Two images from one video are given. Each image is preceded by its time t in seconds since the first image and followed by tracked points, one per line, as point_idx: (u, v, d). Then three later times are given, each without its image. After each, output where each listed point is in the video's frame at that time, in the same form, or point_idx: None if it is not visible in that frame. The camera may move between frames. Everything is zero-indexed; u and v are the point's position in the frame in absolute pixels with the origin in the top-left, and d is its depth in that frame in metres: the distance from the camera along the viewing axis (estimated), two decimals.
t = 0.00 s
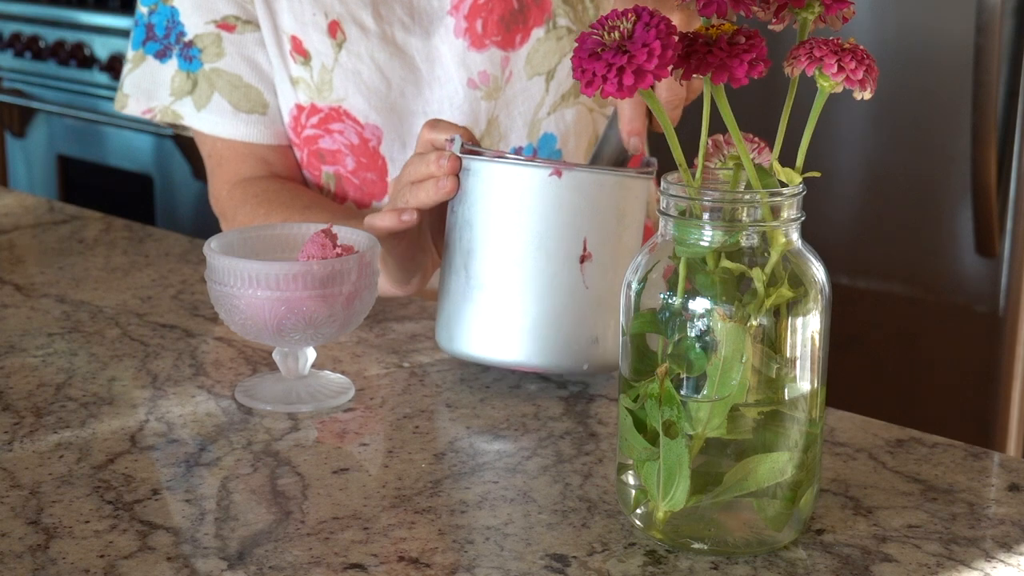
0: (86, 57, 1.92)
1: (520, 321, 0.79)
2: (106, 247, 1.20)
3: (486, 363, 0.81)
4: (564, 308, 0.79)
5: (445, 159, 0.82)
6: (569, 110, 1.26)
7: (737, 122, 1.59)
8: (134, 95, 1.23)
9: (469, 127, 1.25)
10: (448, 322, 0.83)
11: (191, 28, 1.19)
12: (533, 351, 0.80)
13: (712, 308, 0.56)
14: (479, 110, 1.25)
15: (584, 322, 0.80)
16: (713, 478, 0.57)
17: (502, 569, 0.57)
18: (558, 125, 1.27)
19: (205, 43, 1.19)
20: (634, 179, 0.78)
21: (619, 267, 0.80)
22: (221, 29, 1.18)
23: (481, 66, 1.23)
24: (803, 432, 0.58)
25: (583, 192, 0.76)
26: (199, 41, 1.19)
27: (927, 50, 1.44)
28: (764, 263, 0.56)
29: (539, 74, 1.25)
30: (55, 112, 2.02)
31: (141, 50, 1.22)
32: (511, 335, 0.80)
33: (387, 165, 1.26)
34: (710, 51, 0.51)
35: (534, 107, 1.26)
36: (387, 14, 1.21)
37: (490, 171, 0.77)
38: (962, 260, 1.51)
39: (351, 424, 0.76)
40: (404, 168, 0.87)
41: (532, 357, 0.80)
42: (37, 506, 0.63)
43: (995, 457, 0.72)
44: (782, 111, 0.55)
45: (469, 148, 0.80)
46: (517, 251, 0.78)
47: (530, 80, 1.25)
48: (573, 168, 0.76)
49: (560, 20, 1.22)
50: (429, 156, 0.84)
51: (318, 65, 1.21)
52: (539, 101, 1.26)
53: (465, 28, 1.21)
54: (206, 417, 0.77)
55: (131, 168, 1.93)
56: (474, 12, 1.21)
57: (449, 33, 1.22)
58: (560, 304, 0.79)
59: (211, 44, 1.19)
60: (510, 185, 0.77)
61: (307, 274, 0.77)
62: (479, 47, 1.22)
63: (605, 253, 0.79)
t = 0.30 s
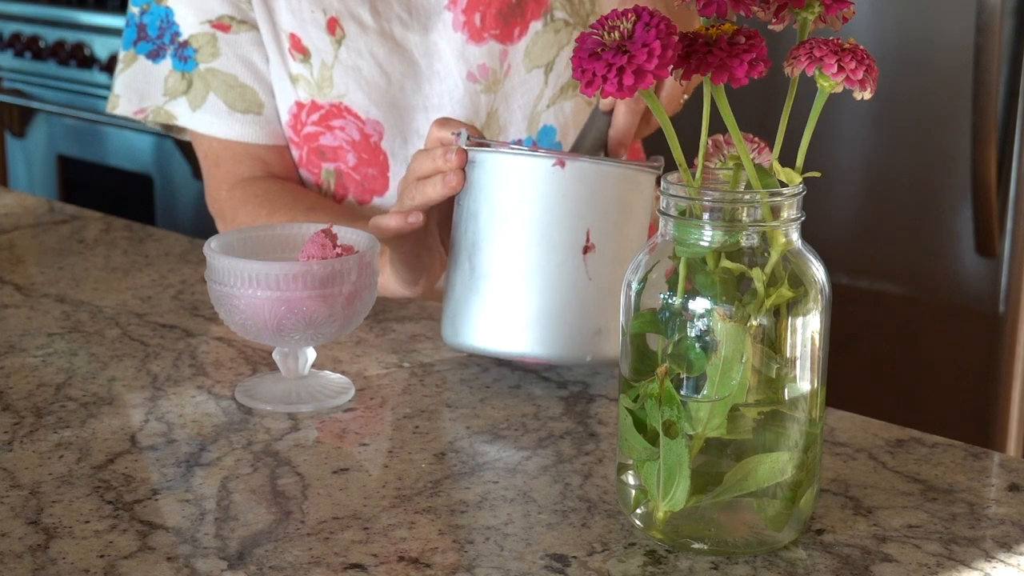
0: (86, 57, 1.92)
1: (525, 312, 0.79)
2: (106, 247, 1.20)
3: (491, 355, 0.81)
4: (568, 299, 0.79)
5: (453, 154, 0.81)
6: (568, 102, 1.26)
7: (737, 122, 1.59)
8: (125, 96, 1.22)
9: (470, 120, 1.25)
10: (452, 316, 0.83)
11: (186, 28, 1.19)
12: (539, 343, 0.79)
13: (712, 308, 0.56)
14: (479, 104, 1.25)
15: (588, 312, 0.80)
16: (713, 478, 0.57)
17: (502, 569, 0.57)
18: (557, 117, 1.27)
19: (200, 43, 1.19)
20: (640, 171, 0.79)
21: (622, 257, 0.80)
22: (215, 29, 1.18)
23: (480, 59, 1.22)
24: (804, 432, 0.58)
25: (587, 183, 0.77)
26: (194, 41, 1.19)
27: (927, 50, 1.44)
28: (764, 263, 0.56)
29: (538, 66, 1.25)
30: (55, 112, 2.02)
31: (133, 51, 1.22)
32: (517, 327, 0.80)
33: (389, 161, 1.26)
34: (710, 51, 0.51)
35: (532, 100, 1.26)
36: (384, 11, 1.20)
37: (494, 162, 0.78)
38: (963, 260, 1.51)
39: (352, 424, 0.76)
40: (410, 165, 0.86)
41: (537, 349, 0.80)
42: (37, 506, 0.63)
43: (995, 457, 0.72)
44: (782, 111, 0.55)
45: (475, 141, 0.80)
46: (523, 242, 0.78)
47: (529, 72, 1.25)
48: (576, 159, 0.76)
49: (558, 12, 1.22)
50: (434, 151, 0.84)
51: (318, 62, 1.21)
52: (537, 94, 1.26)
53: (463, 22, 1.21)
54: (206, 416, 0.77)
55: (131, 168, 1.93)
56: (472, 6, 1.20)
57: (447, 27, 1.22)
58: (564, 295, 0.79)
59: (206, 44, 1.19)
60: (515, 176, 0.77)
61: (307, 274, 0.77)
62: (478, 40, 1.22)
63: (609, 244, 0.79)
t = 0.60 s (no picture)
0: (86, 57, 1.92)
1: (527, 321, 0.80)
2: (106, 247, 1.20)
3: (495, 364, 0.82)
4: (569, 305, 0.79)
5: (447, 166, 0.82)
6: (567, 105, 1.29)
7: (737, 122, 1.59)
8: (122, 96, 1.21)
9: (469, 122, 1.27)
10: (456, 326, 0.83)
11: (185, 28, 1.18)
12: (542, 350, 0.80)
13: (712, 308, 0.56)
14: (478, 105, 1.26)
15: (590, 318, 0.80)
16: (713, 478, 0.57)
17: (502, 569, 0.57)
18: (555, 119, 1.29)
19: (199, 43, 1.18)
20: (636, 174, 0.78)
21: (624, 261, 0.80)
22: (214, 30, 1.18)
23: (479, 60, 1.24)
24: (803, 432, 0.58)
25: (582, 190, 0.76)
26: (192, 41, 1.18)
27: (927, 50, 1.44)
28: (764, 263, 0.56)
29: (536, 69, 1.28)
30: (55, 112, 2.02)
31: (131, 51, 1.21)
32: (520, 335, 0.80)
33: (388, 161, 1.26)
34: (710, 51, 0.51)
35: (531, 102, 1.29)
36: (384, 11, 1.20)
37: (489, 173, 0.78)
38: (963, 260, 1.51)
39: (352, 424, 0.76)
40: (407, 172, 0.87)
41: (541, 357, 0.80)
42: (37, 506, 0.63)
43: (995, 457, 0.72)
44: (782, 111, 0.55)
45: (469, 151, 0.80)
46: (521, 252, 0.78)
47: (527, 74, 1.28)
48: (570, 166, 0.75)
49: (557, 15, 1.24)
50: (430, 161, 0.84)
51: (317, 62, 1.21)
52: (536, 96, 1.29)
53: (463, 23, 1.22)
54: (206, 416, 0.77)
55: (131, 168, 1.93)
56: (472, 7, 1.21)
57: (446, 28, 1.23)
58: (565, 302, 0.79)
59: (205, 44, 1.18)
60: (510, 186, 0.77)
61: (307, 274, 0.77)
62: (477, 41, 1.23)
63: (609, 249, 0.79)
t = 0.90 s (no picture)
0: (86, 57, 1.92)
1: (518, 352, 0.78)
2: (106, 247, 1.20)
3: (487, 394, 0.81)
4: (563, 337, 0.78)
5: (439, 188, 0.81)
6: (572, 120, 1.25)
7: (737, 122, 1.59)
8: (129, 95, 1.22)
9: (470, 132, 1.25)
10: (451, 360, 0.82)
11: (191, 27, 1.18)
12: (534, 382, 0.79)
13: (712, 308, 0.56)
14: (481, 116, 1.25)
15: (584, 350, 0.79)
16: (713, 478, 0.57)
17: (502, 569, 0.57)
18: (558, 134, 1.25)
19: (205, 42, 1.18)
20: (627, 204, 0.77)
21: (617, 292, 0.78)
22: (221, 29, 1.18)
23: (483, 71, 1.23)
24: (803, 432, 0.58)
25: (572, 222, 0.75)
26: (198, 40, 1.18)
27: (927, 50, 1.44)
28: (764, 263, 0.56)
29: (542, 82, 1.24)
30: (56, 112, 2.02)
31: (137, 50, 1.21)
32: (511, 367, 0.79)
33: (389, 165, 1.26)
34: (710, 51, 0.51)
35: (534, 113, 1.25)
36: (389, 14, 1.20)
37: (480, 205, 0.77)
38: (963, 260, 1.51)
39: (352, 424, 0.76)
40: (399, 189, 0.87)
41: (533, 388, 0.79)
42: (37, 506, 0.63)
43: (995, 457, 0.72)
44: (782, 111, 0.55)
45: (459, 179, 0.79)
46: (511, 283, 0.77)
47: (532, 87, 1.25)
48: (560, 199, 0.74)
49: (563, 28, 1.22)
50: (423, 180, 0.84)
51: (319, 65, 1.21)
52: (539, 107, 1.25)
53: (469, 31, 1.22)
54: (206, 416, 0.77)
55: (131, 168, 1.93)
56: (478, 17, 1.21)
57: (451, 36, 1.23)
58: (557, 334, 0.78)
59: (211, 43, 1.18)
60: (501, 219, 0.76)
61: (307, 274, 0.77)
62: (483, 51, 1.22)
63: (602, 281, 0.77)
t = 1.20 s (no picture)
0: (86, 57, 1.92)
1: (519, 360, 0.77)
2: (106, 247, 1.20)
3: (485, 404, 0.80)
4: (564, 346, 0.76)
5: (441, 194, 0.80)
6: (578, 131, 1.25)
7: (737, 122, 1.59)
8: (144, 87, 1.22)
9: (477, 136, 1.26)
10: (455, 368, 0.81)
11: (202, 18, 1.18)
12: (534, 390, 0.77)
13: (712, 308, 0.56)
14: (488, 120, 1.25)
15: (586, 359, 0.77)
16: (713, 478, 0.57)
17: (502, 569, 0.57)
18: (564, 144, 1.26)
19: (218, 32, 1.18)
20: (630, 211, 0.75)
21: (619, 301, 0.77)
22: (235, 18, 1.18)
23: (493, 76, 1.23)
24: (803, 432, 0.58)
25: (573, 231, 0.74)
26: (211, 30, 1.18)
27: (927, 50, 1.44)
28: (764, 263, 0.56)
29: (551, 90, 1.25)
30: (55, 112, 2.02)
31: (152, 41, 1.21)
32: (513, 374, 0.77)
33: (394, 162, 1.26)
34: (710, 51, 0.51)
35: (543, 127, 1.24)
36: (400, 12, 1.20)
37: (480, 212, 0.76)
38: (963, 260, 1.51)
39: (352, 424, 0.76)
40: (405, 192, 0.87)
41: (534, 396, 0.78)
42: (37, 506, 0.63)
43: (995, 457, 0.72)
44: (782, 111, 0.55)
45: (461, 185, 0.78)
46: (511, 291, 0.76)
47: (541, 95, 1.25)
48: (561, 207, 0.73)
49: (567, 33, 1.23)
50: (427, 185, 0.83)
51: (329, 58, 1.21)
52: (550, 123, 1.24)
53: (480, 35, 1.22)
54: (207, 417, 0.77)
55: (131, 168, 1.93)
56: (491, 22, 1.21)
57: (463, 38, 1.22)
58: (558, 343, 0.76)
59: (224, 33, 1.18)
60: (501, 227, 0.75)
61: (307, 274, 0.77)
62: (494, 57, 1.22)
63: (604, 290, 0.76)
